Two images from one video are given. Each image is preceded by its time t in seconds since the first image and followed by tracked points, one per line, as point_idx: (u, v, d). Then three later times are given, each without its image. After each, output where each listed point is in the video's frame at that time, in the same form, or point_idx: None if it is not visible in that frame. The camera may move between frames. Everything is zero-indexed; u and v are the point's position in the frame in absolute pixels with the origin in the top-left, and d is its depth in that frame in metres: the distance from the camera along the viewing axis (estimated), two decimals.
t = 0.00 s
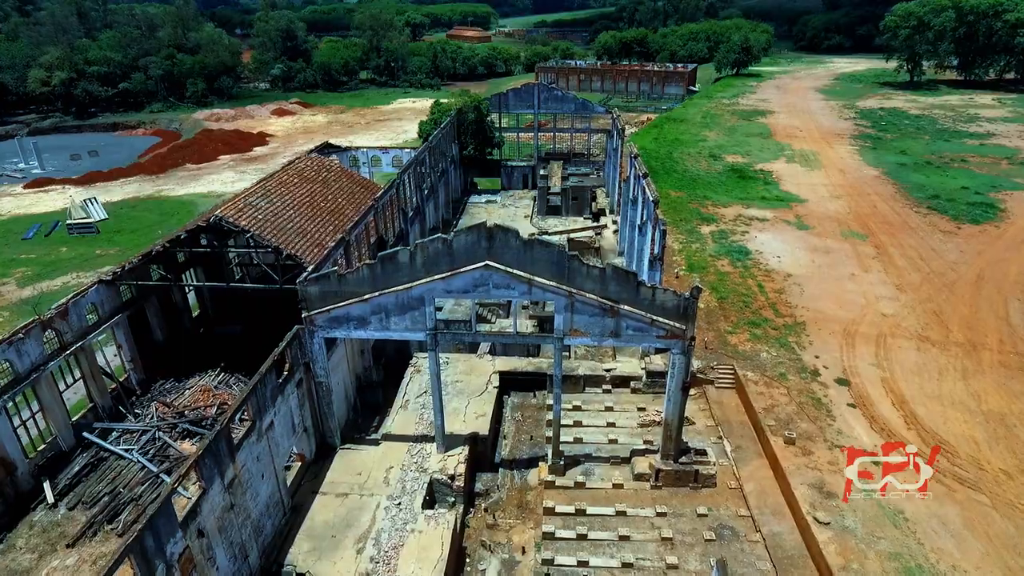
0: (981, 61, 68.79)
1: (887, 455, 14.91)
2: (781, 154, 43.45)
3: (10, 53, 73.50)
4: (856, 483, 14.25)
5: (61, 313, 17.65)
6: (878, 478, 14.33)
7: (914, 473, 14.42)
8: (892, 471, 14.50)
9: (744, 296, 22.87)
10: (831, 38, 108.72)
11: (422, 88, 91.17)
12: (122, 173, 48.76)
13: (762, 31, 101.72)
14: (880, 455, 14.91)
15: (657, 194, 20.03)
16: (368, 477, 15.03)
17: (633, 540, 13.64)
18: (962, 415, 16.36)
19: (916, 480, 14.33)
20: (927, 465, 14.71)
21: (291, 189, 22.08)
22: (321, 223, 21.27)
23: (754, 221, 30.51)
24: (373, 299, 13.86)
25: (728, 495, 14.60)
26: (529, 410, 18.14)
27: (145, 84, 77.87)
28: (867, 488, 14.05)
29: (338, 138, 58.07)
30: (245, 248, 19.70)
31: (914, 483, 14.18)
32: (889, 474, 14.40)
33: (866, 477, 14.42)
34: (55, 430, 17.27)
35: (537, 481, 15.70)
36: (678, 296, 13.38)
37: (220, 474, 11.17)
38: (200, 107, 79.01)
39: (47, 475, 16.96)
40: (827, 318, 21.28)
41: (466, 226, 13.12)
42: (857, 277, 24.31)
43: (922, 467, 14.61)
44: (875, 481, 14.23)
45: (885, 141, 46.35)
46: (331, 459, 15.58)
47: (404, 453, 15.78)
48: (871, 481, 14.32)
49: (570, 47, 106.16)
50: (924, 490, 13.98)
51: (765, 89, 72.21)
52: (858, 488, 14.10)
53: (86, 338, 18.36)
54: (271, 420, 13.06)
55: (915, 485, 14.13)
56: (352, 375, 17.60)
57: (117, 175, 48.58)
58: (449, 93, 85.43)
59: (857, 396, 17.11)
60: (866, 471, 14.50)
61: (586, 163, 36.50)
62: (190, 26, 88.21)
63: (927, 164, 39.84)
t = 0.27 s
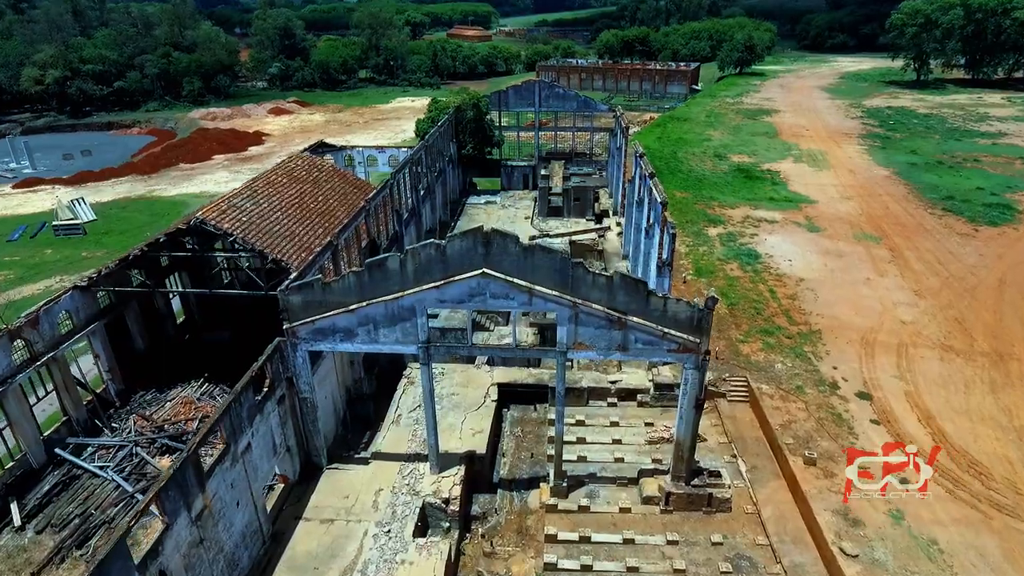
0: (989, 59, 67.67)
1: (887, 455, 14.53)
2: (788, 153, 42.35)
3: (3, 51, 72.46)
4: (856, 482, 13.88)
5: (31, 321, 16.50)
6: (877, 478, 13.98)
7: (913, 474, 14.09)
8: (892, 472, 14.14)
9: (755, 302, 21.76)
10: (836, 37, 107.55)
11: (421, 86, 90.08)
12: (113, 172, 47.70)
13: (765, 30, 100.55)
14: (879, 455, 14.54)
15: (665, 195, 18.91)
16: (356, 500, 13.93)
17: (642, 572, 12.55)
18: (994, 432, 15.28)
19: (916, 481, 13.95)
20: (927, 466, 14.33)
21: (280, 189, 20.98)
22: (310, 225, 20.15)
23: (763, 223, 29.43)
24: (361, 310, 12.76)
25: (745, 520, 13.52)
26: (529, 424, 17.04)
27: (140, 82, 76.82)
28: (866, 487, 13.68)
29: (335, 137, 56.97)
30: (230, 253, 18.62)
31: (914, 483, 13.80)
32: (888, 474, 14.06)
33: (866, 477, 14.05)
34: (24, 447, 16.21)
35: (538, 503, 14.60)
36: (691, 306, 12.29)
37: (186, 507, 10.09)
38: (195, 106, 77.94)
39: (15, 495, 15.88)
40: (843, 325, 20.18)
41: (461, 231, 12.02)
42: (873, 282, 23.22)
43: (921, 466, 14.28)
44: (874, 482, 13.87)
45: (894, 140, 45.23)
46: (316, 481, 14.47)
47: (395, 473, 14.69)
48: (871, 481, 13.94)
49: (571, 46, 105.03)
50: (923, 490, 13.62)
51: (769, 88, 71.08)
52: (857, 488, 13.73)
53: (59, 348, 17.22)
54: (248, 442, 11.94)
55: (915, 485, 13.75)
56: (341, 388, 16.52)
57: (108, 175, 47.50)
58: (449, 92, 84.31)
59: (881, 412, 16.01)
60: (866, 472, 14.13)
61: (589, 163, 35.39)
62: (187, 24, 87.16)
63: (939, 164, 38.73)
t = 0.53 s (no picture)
0: (997, 57, 66.56)
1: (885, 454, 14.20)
2: (796, 153, 41.29)
3: None
4: (856, 483, 13.47)
5: None
6: (877, 478, 13.60)
7: (912, 474, 13.72)
8: (890, 472, 13.80)
9: (767, 309, 20.67)
10: (840, 36, 106.41)
11: (420, 86, 89.09)
12: (105, 172, 46.75)
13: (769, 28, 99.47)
14: (877, 453, 14.22)
15: (674, 196, 17.82)
16: (341, 527, 12.89)
17: None
18: None
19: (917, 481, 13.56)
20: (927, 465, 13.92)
21: (268, 189, 19.97)
22: (298, 227, 19.11)
23: (772, 224, 28.41)
24: (346, 322, 11.70)
25: (761, 549, 12.48)
26: (529, 440, 15.97)
27: (136, 81, 75.94)
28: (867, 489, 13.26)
29: (332, 137, 55.99)
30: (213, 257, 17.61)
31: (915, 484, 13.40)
32: (887, 474, 13.69)
33: (866, 478, 13.62)
34: None
35: (539, 529, 13.53)
36: (706, 319, 11.23)
37: (146, 545, 9.06)
38: (191, 105, 76.99)
39: None
40: (862, 333, 19.10)
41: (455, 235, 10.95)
42: (890, 286, 22.16)
43: (920, 467, 13.91)
44: (873, 482, 13.49)
45: (904, 140, 44.13)
46: (300, 504, 13.44)
47: (385, 496, 13.63)
48: (870, 482, 13.52)
49: (572, 45, 104.04)
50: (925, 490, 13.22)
51: (774, 87, 70.05)
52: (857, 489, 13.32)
53: (29, 359, 16.08)
54: (222, 468, 10.88)
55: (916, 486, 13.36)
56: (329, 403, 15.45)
57: (99, 174, 46.56)
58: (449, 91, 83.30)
59: (906, 430, 14.97)
60: (864, 472, 13.78)
61: (592, 162, 34.33)
62: (183, 23, 86.27)
63: (952, 163, 37.66)
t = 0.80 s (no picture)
0: (1006, 56, 65.49)
1: (884, 452, 13.87)
2: (803, 152, 40.26)
3: None
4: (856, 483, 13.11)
5: None
6: (877, 478, 13.26)
7: (912, 473, 13.37)
8: (889, 470, 13.49)
9: (780, 316, 19.60)
10: (844, 35, 105.25)
11: (420, 85, 88.07)
12: (96, 171, 45.79)
13: (773, 26, 98.41)
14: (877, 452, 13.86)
15: (684, 196, 16.75)
16: (326, 557, 11.88)
17: None
18: None
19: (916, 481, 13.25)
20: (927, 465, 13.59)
21: (255, 189, 18.96)
22: (286, 230, 18.09)
23: (781, 226, 27.41)
24: (329, 335, 10.67)
25: None
26: (529, 458, 14.94)
27: (131, 80, 75.01)
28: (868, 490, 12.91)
29: (329, 136, 55.01)
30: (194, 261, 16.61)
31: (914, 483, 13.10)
32: (887, 472, 13.37)
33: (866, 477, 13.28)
34: None
35: (540, 557, 12.50)
36: (724, 333, 10.20)
37: None
38: (187, 104, 76.03)
39: None
40: (881, 342, 18.06)
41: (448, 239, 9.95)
42: (908, 292, 21.11)
43: (920, 465, 13.58)
44: (874, 480, 13.17)
45: (914, 139, 43.04)
46: (282, 531, 12.43)
47: (373, 522, 12.62)
48: (870, 482, 13.18)
49: (573, 44, 103.03)
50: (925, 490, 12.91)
51: (778, 86, 69.00)
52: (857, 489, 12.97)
53: None
54: (190, 497, 9.87)
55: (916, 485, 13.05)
56: (315, 419, 14.44)
57: (90, 173, 45.60)
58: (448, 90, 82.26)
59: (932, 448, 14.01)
60: (863, 470, 13.47)
61: (594, 162, 33.36)
62: (180, 20, 85.32)
63: (965, 163, 36.62)
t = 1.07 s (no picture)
0: (1014, 58, 64.49)
1: (884, 453, 13.53)
2: (811, 155, 39.26)
3: None
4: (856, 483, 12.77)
5: None
6: (876, 477, 12.96)
7: (912, 473, 13.07)
8: (888, 470, 13.17)
9: (794, 328, 18.61)
10: (847, 37, 104.36)
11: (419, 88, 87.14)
12: (88, 174, 44.87)
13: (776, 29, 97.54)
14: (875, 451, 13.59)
15: (695, 201, 15.69)
16: None
17: None
18: None
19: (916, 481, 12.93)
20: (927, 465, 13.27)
21: (240, 194, 17.99)
22: (273, 236, 17.10)
23: (790, 231, 26.41)
24: (309, 354, 9.67)
25: None
26: (529, 482, 13.89)
27: (128, 82, 74.23)
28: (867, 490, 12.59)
29: (326, 139, 54.07)
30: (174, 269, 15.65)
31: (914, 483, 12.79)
32: (887, 474, 13.03)
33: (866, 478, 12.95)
34: None
35: None
36: (745, 354, 9.19)
37: None
38: (183, 106, 75.19)
39: None
40: (903, 356, 17.03)
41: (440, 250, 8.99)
42: (927, 301, 20.11)
43: (920, 466, 13.23)
44: (871, 481, 12.82)
45: (924, 142, 42.05)
46: (259, 567, 11.45)
47: (360, 556, 11.65)
48: (869, 482, 12.85)
49: (574, 47, 102.19)
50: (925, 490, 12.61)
51: (782, 88, 68.05)
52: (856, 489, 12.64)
53: None
54: (152, 536, 8.93)
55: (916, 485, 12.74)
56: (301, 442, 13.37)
57: (81, 176, 44.71)
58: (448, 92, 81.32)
59: (965, 474, 13.05)
60: (862, 470, 13.12)
61: (596, 165, 32.42)
62: (177, 22, 84.55)
63: (978, 167, 35.59)
